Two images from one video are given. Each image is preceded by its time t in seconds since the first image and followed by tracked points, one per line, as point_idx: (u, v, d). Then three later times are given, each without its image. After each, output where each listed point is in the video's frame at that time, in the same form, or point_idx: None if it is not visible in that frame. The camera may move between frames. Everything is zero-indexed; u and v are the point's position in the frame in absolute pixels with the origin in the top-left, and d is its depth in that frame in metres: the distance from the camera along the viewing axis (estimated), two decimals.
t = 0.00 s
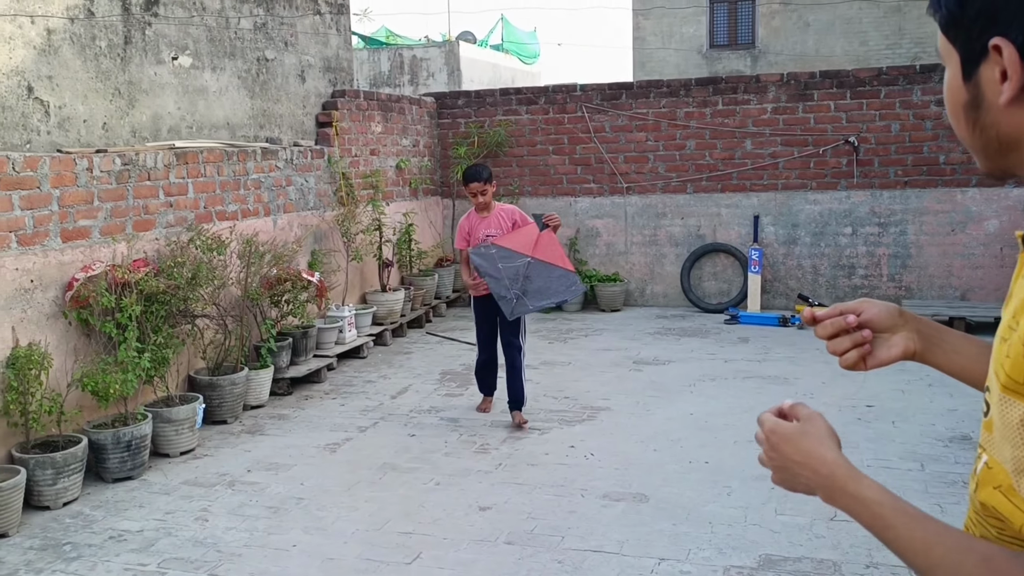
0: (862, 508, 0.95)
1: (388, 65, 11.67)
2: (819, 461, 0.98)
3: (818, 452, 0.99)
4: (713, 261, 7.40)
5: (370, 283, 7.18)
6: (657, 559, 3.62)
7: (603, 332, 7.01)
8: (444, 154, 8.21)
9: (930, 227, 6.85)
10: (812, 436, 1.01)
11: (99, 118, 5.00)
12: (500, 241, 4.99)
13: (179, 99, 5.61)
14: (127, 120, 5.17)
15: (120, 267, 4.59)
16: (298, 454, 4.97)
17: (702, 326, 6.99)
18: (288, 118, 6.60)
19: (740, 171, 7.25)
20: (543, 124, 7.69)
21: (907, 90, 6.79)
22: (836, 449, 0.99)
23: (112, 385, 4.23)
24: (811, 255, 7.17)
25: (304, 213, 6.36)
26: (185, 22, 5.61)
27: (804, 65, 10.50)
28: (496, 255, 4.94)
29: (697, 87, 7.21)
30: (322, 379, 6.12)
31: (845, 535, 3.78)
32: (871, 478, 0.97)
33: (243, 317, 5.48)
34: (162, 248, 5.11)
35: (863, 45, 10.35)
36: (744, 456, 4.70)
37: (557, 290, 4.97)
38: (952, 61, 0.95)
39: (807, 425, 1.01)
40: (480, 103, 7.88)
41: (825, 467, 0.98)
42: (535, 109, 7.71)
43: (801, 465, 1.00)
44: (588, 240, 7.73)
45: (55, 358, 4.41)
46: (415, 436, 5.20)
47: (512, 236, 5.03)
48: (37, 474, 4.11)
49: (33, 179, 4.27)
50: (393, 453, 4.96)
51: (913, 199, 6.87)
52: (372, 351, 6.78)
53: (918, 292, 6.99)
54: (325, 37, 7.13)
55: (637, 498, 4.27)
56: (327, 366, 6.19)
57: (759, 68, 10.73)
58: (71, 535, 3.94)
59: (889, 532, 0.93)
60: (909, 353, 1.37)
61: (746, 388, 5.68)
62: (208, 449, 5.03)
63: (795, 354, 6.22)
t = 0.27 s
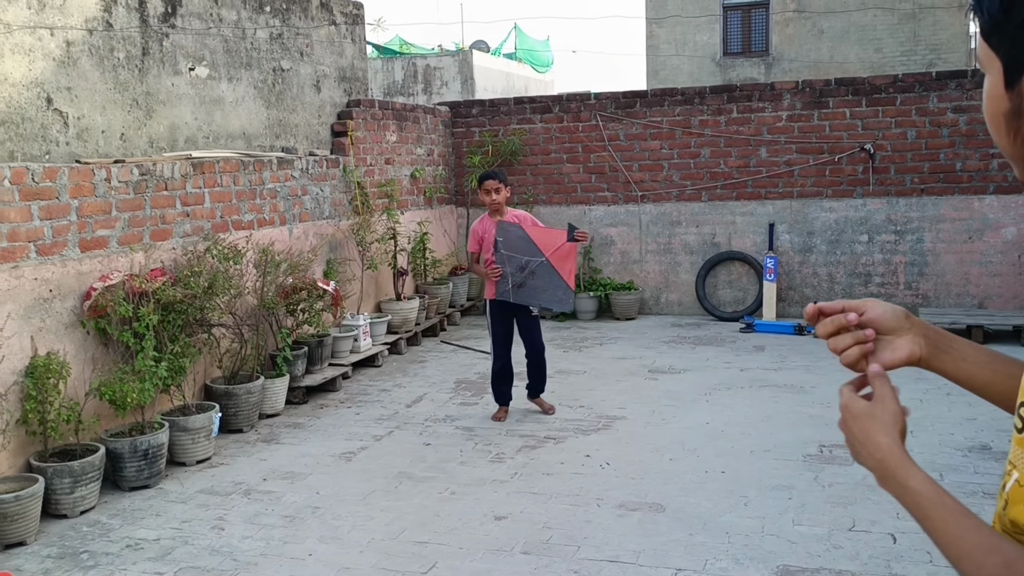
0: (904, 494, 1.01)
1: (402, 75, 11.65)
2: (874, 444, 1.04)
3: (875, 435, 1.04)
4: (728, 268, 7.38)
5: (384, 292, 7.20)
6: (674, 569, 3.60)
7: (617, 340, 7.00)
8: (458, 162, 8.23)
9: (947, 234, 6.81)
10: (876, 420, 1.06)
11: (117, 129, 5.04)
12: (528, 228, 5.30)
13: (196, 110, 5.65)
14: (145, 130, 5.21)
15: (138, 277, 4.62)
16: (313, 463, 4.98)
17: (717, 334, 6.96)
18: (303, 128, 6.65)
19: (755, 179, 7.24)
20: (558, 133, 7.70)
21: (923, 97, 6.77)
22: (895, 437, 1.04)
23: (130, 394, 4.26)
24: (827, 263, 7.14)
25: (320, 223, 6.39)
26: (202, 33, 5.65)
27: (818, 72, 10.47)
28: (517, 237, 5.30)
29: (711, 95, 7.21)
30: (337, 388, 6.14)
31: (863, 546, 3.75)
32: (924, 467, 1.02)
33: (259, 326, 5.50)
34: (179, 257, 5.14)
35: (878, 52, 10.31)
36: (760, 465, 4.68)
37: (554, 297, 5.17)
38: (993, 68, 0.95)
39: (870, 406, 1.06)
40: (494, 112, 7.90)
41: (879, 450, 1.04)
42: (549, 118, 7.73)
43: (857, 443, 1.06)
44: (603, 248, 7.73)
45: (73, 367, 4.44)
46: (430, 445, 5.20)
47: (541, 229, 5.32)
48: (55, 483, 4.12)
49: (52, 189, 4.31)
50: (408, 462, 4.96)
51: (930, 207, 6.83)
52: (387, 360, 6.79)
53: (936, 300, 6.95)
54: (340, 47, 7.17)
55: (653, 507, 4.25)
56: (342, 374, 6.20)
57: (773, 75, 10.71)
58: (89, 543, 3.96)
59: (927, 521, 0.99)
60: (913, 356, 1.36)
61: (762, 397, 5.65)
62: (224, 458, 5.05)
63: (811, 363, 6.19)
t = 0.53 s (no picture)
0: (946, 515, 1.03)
1: (408, 75, 11.72)
2: (904, 469, 1.05)
3: (904, 460, 1.05)
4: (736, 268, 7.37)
5: (391, 292, 7.19)
6: (684, 570, 3.58)
7: (625, 340, 6.99)
8: (465, 163, 8.22)
9: (956, 235, 6.79)
10: (897, 444, 1.06)
11: (125, 128, 5.04)
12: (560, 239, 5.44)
13: (204, 110, 5.64)
14: (152, 130, 5.21)
15: (145, 277, 4.61)
16: (321, 463, 4.97)
17: (725, 335, 6.95)
18: (310, 128, 6.64)
19: (762, 179, 7.22)
20: (564, 133, 7.70)
21: (932, 97, 6.75)
22: (924, 457, 1.05)
23: (137, 394, 4.25)
24: (835, 263, 7.12)
25: (327, 223, 6.39)
26: (209, 33, 5.64)
27: (825, 73, 10.46)
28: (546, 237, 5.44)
29: (719, 95, 7.19)
30: (344, 388, 6.13)
31: (874, 547, 3.73)
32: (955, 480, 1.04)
33: (266, 325, 5.49)
34: (187, 257, 5.14)
35: (885, 52, 10.30)
36: (770, 465, 4.66)
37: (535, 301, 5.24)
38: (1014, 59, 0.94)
39: (889, 429, 1.07)
40: (501, 112, 7.89)
41: (912, 475, 1.05)
42: (556, 117, 7.72)
43: (883, 469, 1.07)
44: (610, 249, 7.72)
45: (81, 367, 4.44)
46: (437, 445, 5.19)
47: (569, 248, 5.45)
48: (63, 483, 4.12)
49: (59, 189, 4.30)
50: (416, 462, 4.95)
51: (939, 207, 6.82)
52: (394, 360, 6.78)
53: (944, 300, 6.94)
54: (347, 47, 7.16)
55: (662, 508, 4.24)
56: (350, 374, 6.19)
57: (780, 75, 10.70)
58: (96, 543, 3.95)
59: (974, 544, 1.01)
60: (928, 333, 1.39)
61: (770, 397, 5.63)
62: (232, 458, 5.04)
63: (819, 363, 6.18)
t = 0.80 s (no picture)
0: (970, 509, 1.03)
1: (411, 73, 11.74)
2: (931, 458, 1.04)
3: (932, 449, 1.04)
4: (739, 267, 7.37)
5: (394, 290, 7.19)
6: (688, 568, 3.59)
7: (628, 339, 6.99)
8: (468, 161, 8.22)
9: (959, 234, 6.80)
10: (921, 432, 1.05)
11: (128, 125, 5.03)
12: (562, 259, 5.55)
13: (207, 107, 5.64)
14: (155, 127, 5.21)
15: (148, 273, 4.61)
16: (324, 461, 4.97)
17: (727, 334, 6.95)
18: (313, 126, 6.64)
19: (766, 177, 7.23)
20: (567, 131, 7.70)
21: (935, 95, 6.76)
22: (949, 447, 1.05)
23: (141, 390, 4.25)
24: (837, 262, 7.13)
25: (330, 220, 6.39)
26: (213, 30, 5.64)
27: (828, 72, 10.46)
28: (553, 250, 5.57)
29: (722, 94, 7.20)
30: (347, 385, 6.13)
31: (878, 546, 3.73)
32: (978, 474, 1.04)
33: (270, 323, 5.49)
34: (190, 254, 5.13)
35: (889, 51, 10.31)
36: (773, 464, 4.66)
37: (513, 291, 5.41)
38: None
39: (916, 416, 1.06)
40: (504, 110, 7.89)
41: (939, 464, 1.04)
42: (559, 115, 7.72)
43: (904, 456, 1.05)
44: (613, 247, 7.72)
45: (83, 364, 4.44)
46: (440, 443, 5.19)
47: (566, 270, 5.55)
48: (66, 479, 4.12)
49: (63, 186, 4.30)
50: (419, 460, 4.94)
51: (942, 206, 6.83)
52: (397, 358, 6.78)
53: (947, 299, 6.95)
54: (350, 45, 7.15)
55: (666, 506, 4.24)
56: (352, 372, 6.19)
57: (783, 74, 10.70)
58: (100, 540, 3.95)
59: (999, 539, 1.01)
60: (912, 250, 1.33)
61: (773, 396, 5.63)
62: (235, 455, 5.04)
63: (822, 362, 6.18)
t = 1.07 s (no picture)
0: (982, 527, 0.92)
1: (409, 69, 11.69)
2: (943, 475, 0.92)
3: (944, 465, 0.92)
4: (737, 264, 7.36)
5: (392, 287, 7.18)
6: (685, 566, 3.58)
7: (626, 335, 6.98)
8: (467, 156, 8.21)
9: (958, 231, 6.79)
10: (929, 446, 0.93)
11: (125, 121, 5.02)
12: (554, 260, 5.52)
13: (204, 103, 5.62)
14: (152, 122, 5.19)
15: (145, 269, 4.59)
16: (322, 458, 4.96)
17: (725, 330, 6.94)
18: (311, 122, 6.63)
19: (764, 174, 7.22)
20: (566, 127, 7.68)
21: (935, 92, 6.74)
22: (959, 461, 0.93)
23: (138, 387, 4.24)
24: (836, 258, 7.12)
25: (328, 216, 6.38)
26: (210, 25, 5.62)
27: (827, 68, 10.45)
28: (546, 251, 5.53)
29: (721, 91, 7.19)
30: (345, 382, 6.12)
31: (876, 543, 3.73)
32: (983, 484, 0.95)
33: (267, 319, 5.48)
34: (187, 250, 5.12)
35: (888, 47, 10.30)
36: (771, 461, 4.65)
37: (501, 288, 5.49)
38: None
39: (922, 427, 0.93)
40: (502, 106, 7.88)
41: (952, 482, 0.92)
42: (558, 112, 7.70)
43: (910, 473, 0.93)
44: (611, 244, 7.71)
45: (81, 360, 4.43)
46: (438, 440, 5.18)
47: (557, 271, 5.51)
48: (63, 476, 4.11)
49: (59, 181, 4.29)
50: (416, 457, 4.93)
51: (941, 203, 6.82)
52: (395, 354, 6.77)
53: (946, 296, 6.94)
54: (348, 40, 7.13)
55: (663, 503, 4.23)
56: (350, 368, 6.18)
57: (782, 71, 10.69)
58: (96, 537, 3.93)
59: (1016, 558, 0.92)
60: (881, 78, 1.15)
61: (771, 393, 5.62)
62: (232, 452, 5.03)
63: (821, 359, 6.17)
